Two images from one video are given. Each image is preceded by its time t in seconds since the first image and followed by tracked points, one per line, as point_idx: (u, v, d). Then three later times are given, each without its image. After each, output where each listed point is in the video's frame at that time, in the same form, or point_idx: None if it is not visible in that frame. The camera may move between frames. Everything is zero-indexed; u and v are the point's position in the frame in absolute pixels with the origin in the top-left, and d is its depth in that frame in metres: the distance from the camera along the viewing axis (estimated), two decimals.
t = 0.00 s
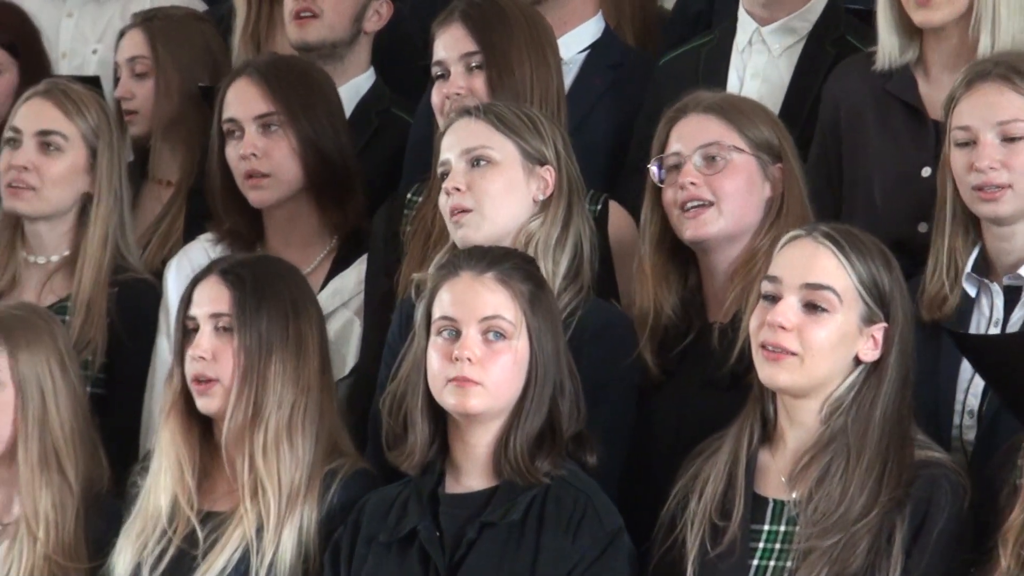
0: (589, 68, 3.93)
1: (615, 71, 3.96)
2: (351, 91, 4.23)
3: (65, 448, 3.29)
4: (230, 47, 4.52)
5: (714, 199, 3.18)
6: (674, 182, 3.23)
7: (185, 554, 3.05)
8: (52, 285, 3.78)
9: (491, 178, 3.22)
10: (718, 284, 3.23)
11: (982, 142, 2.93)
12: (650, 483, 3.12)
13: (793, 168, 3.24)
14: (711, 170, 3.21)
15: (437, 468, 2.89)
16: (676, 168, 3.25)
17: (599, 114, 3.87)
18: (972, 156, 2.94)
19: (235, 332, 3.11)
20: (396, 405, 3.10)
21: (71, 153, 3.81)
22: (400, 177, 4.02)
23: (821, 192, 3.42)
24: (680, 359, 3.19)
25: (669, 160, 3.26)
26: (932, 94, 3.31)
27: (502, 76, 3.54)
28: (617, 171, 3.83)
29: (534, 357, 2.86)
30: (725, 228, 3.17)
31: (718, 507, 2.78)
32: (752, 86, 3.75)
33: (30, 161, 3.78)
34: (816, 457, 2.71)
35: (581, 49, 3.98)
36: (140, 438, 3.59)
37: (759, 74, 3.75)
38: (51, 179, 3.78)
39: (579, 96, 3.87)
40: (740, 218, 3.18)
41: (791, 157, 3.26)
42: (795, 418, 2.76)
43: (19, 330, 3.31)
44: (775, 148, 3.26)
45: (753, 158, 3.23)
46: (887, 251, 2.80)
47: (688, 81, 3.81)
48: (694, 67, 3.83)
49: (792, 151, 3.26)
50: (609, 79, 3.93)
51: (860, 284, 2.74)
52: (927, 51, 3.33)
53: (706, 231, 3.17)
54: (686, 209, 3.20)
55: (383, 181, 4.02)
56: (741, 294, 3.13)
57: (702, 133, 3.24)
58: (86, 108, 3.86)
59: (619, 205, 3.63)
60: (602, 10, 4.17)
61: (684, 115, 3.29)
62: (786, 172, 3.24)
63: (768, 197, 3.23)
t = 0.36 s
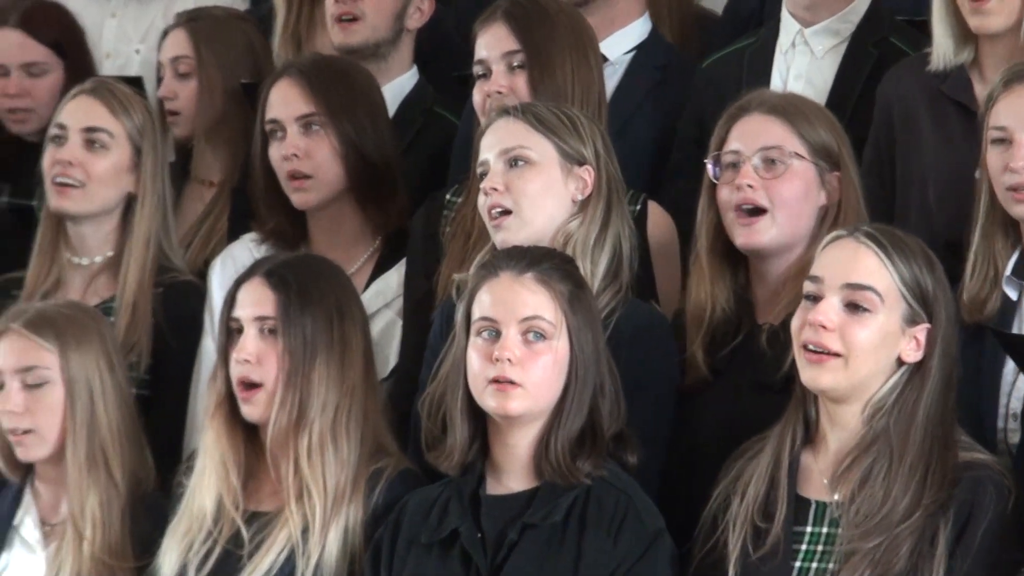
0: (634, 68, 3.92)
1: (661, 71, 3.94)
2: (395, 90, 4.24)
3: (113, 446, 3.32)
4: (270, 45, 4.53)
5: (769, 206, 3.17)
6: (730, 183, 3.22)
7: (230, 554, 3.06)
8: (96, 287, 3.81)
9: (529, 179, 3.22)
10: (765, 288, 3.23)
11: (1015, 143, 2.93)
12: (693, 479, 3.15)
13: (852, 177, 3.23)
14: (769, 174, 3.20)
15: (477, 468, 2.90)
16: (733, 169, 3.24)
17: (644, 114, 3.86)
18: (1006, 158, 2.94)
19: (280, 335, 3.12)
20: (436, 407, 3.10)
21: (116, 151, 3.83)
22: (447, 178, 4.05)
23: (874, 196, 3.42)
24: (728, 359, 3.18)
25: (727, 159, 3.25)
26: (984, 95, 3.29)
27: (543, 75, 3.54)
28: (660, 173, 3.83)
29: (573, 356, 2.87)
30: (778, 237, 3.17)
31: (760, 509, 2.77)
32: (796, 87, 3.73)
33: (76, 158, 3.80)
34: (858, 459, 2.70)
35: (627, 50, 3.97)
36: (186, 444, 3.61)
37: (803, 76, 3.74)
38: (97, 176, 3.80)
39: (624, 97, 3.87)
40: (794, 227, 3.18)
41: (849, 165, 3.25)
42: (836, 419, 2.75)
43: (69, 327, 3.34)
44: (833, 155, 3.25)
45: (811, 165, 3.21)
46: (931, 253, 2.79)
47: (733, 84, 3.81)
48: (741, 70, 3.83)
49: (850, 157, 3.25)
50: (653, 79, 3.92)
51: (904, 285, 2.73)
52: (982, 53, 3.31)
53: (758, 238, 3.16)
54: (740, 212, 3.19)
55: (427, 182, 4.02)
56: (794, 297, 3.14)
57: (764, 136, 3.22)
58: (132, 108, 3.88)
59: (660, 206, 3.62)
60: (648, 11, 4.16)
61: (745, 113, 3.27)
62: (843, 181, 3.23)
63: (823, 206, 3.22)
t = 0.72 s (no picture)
0: (724, 69, 3.91)
1: (749, 71, 3.94)
2: (482, 88, 4.25)
3: (209, 443, 3.37)
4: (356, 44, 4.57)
5: (869, 205, 3.17)
6: (830, 181, 3.21)
7: (325, 555, 3.10)
8: (184, 288, 3.85)
9: (615, 179, 3.23)
10: (863, 290, 3.24)
11: None
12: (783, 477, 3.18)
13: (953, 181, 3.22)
14: (871, 175, 3.19)
15: (569, 469, 2.92)
16: (833, 167, 3.23)
17: (732, 113, 3.86)
18: None
19: (375, 338, 3.14)
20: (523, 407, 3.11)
21: (201, 153, 3.87)
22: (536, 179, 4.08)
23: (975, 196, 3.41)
24: (825, 358, 3.20)
25: (828, 157, 3.24)
26: None
27: (635, 78, 3.55)
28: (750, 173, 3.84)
29: (662, 356, 2.87)
30: (874, 233, 3.17)
31: (852, 510, 2.83)
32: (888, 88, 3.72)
33: (162, 162, 3.85)
34: (951, 461, 2.77)
35: (716, 50, 3.95)
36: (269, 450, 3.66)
37: (895, 76, 3.72)
38: (183, 180, 3.85)
39: (712, 96, 3.87)
40: (892, 227, 3.18)
41: (950, 170, 3.23)
42: (927, 420, 2.81)
43: (166, 326, 3.40)
44: (935, 157, 3.23)
45: (913, 169, 3.21)
46: (1020, 253, 2.85)
47: (822, 83, 3.79)
48: (829, 71, 3.81)
49: (951, 160, 3.24)
50: (742, 79, 3.91)
51: (995, 285, 2.78)
52: None
53: (854, 232, 3.17)
54: (838, 209, 3.19)
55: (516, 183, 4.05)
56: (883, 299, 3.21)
57: (868, 137, 3.21)
58: (216, 109, 3.92)
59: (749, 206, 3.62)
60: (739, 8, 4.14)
61: (848, 111, 3.25)
62: (945, 185, 3.22)
63: (922, 210, 3.21)
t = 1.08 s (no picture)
0: (811, 69, 3.89)
1: (838, 71, 3.92)
2: (569, 87, 4.28)
3: (300, 440, 3.41)
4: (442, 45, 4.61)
5: (965, 208, 3.14)
6: (928, 179, 3.19)
7: (414, 554, 3.14)
8: (269, 288, 3.89)
9: (705, 178, 3.23)
10: (957, 289, 3.21)
11: None
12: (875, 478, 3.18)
13: None
14: (970, 177, 3.16)
15: (655, 468, 2.95)
16: (932, 165, 3.20)
17: (820, 111, 3.85)
18: None
19: (439, 356, 3.15)
20: (612, 405, 3.14)
21: (285, 150, 3.92)
22: (623, 178, 4.09)
23: None
24: (916, 354, 3.19)
25: (927, 154, 3.21)
26: None
27: (721, 78, 3.54)
28: (839, 171, 3.83)
29: (748, 356, 2.87)
30: (969, 239, 3.15)
31: (943, 509, 2.84)
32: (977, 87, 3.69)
33: (245, 162, 3.90)
34: None
35: (805, 49, 3.93)
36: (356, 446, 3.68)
37: (984, 75, 3.69)
38: (266, 179, 3.89)
39: (800, 96, 3.85)
40: (987, 231, 3.15)
41: None
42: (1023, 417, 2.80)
43: (265, 325, 3.45)
44: None
45: (1015, 174, 3.17)
46: None
47: (911, 81, 3.77)
48: (918, 69, 3.78)
49: None
50: (830, 78, 3.90)
51: None
52: None
53: (949, 237, 3.15)
54: (934, 210, 3.17)
55: (603, 180, 4.07)
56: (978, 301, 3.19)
57: (970, 138, 3.18)
58: (296, 107, 3.96)
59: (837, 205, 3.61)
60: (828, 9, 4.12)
61: (952, 109, 3.22)
62: None
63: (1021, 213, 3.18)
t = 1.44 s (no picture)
0: (870, 51, 3.85)
1: (898, 52, 3.88)
2: (626, 72, 4.26)
3: (366, 426, 3.45)
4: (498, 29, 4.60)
5: None
6: (998, 164, 3.17)
7: (470, 541, 3.15)
8: (327, 273, 3.92)
9: (764, 164, 3.22)
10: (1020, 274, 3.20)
11: None
12: (935, 463, 3.16)
13: None
14: None
15: (713, 452, 2.94)
16: (1003, 150, 3.18)
17: (880, 94, 3.82)
18: None
19: (487, 345, 3.16)
20: (670, 395, 3.13)
21: (339, 139, 3.93)
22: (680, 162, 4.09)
23: None
24: (978, 338, 3.16)
25: (998, 139, 3.19)
26: None
27: (778, 66, 3.53)
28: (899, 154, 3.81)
29: (807, 340, 2.86)
30: None
31: (1006, 494, 2.85)
32: None
33: (300, 152, 3.91)
34: None
35: (863, 33, 3.88)
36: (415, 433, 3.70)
37: None
38: (321, 168, 3.90)
39: (859, 77, 3.82)
40: None
41: None
42: None
43: (342, 310, 3.49)
44: None
45: None
46: None
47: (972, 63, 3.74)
48: (979, 51, 3.75)
49: None
50: (889, 61, 3.85)
51: None
52: None
53: (1015, 224, 3.13)
54: (1003, 195, 3.15)
55: (659, 165, 4.07)
56: None
57: None
58: (351, 96, 3.97)
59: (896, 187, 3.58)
60: None
61: None
62: None
63: None
